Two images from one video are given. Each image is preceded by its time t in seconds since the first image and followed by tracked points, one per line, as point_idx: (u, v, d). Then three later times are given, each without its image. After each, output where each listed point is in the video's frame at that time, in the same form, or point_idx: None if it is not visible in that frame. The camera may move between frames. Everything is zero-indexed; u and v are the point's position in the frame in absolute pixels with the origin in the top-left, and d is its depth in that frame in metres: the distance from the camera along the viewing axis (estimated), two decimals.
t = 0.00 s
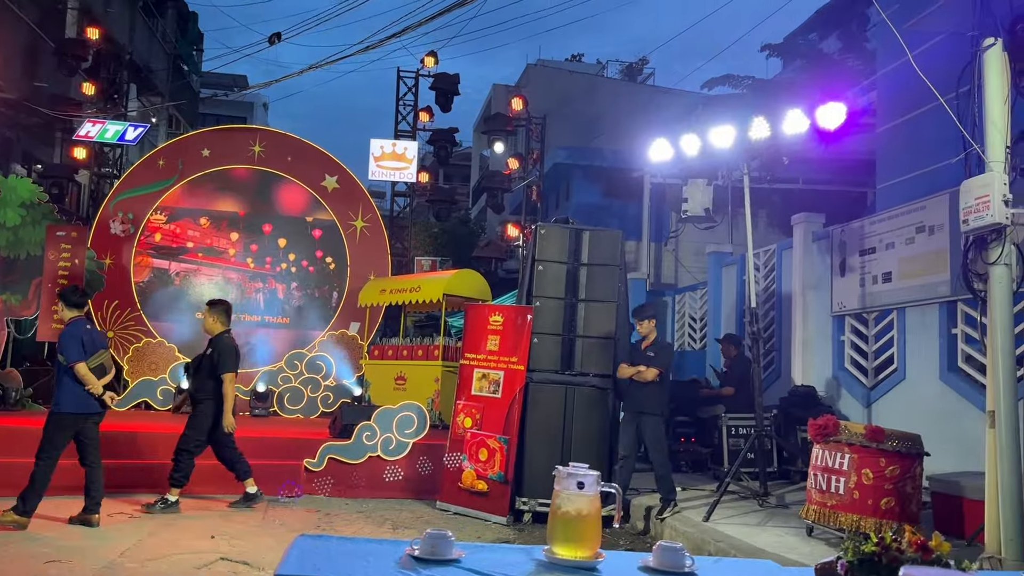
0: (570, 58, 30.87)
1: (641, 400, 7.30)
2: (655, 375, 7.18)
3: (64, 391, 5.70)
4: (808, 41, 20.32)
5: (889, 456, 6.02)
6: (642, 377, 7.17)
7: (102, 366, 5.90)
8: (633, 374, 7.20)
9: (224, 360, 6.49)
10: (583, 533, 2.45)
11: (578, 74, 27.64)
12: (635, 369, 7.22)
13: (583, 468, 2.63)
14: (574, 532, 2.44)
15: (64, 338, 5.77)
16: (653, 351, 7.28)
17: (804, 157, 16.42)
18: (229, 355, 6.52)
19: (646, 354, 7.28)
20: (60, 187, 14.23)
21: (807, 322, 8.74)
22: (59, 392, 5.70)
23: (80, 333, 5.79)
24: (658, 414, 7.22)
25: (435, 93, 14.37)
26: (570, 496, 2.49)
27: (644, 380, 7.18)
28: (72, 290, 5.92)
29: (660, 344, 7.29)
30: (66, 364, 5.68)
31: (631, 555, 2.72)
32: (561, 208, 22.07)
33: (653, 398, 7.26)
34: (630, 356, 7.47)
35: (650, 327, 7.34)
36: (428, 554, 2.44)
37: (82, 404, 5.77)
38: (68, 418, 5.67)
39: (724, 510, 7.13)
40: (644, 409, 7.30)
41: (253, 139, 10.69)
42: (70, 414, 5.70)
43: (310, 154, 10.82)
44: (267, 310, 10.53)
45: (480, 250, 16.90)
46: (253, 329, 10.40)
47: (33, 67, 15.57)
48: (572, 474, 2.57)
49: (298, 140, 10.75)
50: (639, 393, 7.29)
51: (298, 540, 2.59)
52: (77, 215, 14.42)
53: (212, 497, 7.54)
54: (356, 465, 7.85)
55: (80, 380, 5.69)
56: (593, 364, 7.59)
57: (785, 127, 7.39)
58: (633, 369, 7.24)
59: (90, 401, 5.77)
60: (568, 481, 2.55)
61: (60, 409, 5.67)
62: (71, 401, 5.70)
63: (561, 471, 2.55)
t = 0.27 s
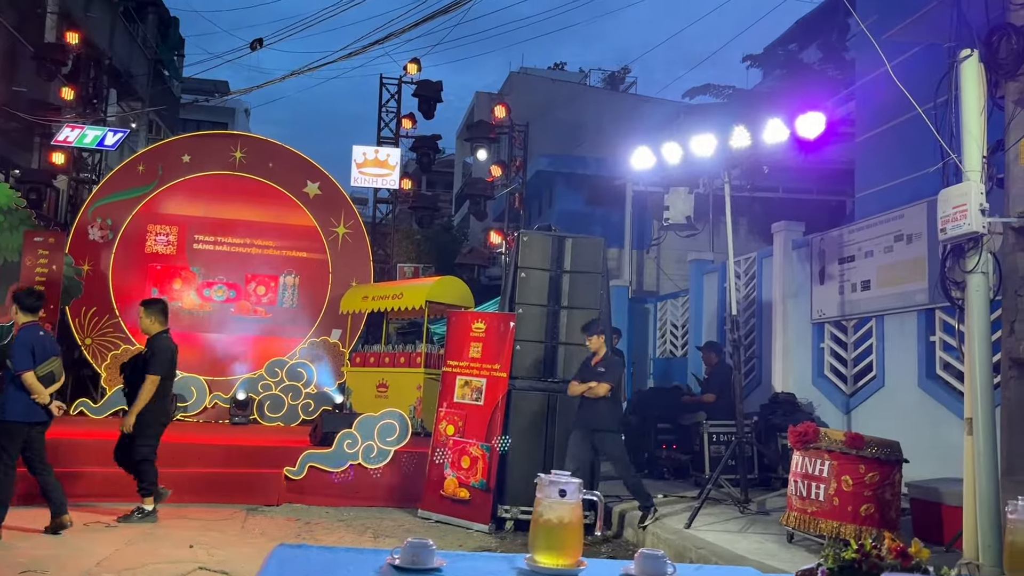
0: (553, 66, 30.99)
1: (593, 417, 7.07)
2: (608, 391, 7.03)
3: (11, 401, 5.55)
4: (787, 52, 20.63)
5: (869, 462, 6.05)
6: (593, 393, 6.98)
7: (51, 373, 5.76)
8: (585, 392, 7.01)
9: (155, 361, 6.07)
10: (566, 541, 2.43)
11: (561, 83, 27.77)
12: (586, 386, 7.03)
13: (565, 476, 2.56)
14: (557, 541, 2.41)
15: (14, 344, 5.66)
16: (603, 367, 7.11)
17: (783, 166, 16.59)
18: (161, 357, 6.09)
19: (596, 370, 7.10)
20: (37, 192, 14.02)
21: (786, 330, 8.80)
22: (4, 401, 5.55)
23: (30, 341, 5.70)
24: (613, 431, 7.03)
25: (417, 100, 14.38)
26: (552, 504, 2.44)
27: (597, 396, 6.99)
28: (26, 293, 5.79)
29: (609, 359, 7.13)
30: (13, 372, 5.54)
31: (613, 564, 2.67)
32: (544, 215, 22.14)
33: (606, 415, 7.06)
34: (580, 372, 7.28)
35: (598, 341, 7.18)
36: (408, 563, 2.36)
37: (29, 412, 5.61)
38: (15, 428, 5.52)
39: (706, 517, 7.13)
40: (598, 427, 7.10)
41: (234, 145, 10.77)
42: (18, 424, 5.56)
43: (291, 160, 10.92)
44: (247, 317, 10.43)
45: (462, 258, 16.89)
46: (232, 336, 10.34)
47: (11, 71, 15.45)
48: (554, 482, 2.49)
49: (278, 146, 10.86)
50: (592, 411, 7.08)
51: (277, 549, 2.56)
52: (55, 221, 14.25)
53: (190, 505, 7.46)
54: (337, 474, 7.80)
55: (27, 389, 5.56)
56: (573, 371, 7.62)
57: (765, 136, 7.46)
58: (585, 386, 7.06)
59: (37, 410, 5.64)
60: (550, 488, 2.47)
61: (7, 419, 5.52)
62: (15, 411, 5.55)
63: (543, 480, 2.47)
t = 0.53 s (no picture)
0: (545, 75, 31.07)
1: (536, 448, 7.08)
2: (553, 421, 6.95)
3: None
4: (777, 61, 20.76)
5: (861, 470, 6.06)
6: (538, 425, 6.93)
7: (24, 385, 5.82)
8: (531, 423, 6.91)
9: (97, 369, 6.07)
10: (560, 551, 2.40)
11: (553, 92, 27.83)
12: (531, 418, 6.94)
13: (557, 486, 2.58)
14: (548, 551, 2.39)
15: None
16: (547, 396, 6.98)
17: (774, 175, 16.66)
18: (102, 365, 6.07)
19: (541, 401, 6.99)
20: (28, 201, 13.93)
21: (778, 338, 8.82)
22: None
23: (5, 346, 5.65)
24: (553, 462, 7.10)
25: (409, 109, 14.40)
26: (544, 515, 2.43)
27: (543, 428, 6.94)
28: None
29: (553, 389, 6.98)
30: None
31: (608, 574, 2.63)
32: (536, 224, 22.14)
33: (547, 446, 7.09)
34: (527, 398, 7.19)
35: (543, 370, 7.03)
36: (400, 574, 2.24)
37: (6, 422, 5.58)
38: None
39: (698, 525, 7.12)
40: (540, 457, 7.12)
41: (226, 153, 10.76)
42: None
43: (283, 169, 10.94)
44: (239, 326, 10.40)
45: (455, 266, 16.87)
46: (224, 346, 10.31)
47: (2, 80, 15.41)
48: (546, 491, 2.52)
49: (271, 155, 10.87)
50: (534, 442, 7.08)
51: (266, 561, 2.55)
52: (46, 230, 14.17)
53: (181, 515, 7.41)
54: (330, 483, 7.76)
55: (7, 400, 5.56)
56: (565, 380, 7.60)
57: (755, 145, 7.47)
58: (531, 418, 6.95)
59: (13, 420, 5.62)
60: (542, 498, 2.50)
61: None
62: None
63: (535, 489, 2.50)
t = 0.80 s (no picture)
0: (552, 81, 31.15)
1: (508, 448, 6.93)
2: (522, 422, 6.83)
3: None
4: (785, 66, 20.73)
5: (871, 476, 6.05)
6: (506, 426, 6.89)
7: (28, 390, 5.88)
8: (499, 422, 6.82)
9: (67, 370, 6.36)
10: (570, 558, 2.40)
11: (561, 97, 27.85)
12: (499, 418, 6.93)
13: (566, 493, 2.58)
14: (559, 557, 2.38)
15: None
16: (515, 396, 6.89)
17: (783, 181, 16.62)
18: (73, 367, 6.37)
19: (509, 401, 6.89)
20: (39, 209, 13.99)
21: (787, 344, 8.80)
22: None
23: (12, 353, 5.65)
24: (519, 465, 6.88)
25: (417, 116, 14.44)
26: (554, 521, 2.43)
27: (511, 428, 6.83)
28: None
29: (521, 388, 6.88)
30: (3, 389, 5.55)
31: None
32: (544, 230, 22.14)
33: (518, 448, 6.90)
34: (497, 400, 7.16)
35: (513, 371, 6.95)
36: None
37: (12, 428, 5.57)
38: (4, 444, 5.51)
39: (707, 531, 7.10)
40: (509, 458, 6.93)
41: (235, 161, 10.82)
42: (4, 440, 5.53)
43: (292, 176, 10.99)
44: (248, 333, 10.44)
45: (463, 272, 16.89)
46: (233, 353, 10.35)
47: (13, 90, 15.58)
48: (555, 498, 2.51)
49: (280, 163, 10.93)
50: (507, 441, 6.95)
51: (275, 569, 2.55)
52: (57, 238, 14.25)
53: (191, 521, 7.44)
54: (339, 489, 7.77)
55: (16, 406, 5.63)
56: (573, 387, 7.59)
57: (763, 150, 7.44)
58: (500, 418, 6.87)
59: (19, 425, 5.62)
60: (552, 506, 2.49)
61: None
62: None
63: (545, 496, 2.49)
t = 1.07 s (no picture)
0: (570, 84, 31.14)
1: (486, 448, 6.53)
2: (495, 422, 6.40)
3: (17, 418, 5.66)
4: (805, 65, 20.57)
5: (897, 478, 5.98)
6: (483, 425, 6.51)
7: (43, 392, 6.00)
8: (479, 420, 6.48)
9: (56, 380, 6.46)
10: (595, 560, 2.42)
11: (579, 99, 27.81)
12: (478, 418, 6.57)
13: (590, 495, 2.60)
14: (584, 559, 2.41)
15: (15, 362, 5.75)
16: (491, 395, 6.52)
17: (805, 181, 16.48)
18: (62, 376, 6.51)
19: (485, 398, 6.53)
20: (65, 216, 14.17)
21: (810, 346, 8.74)
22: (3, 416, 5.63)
23: (35, 357, 5.80)
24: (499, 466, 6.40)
25: (437, 120, 14.48)
26: (579, 523, 2.45)
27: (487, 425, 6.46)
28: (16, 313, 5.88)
29: (496, 386, 6.49)
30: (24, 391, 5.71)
31: None
32: (564, 231, 22.10)
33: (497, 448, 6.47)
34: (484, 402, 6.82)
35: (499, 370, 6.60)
36: None
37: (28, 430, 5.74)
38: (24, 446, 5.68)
39: (730, 534, 7.06)
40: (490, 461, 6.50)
41: (257, 166, 10.91)
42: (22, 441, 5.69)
43: (312, 181, 11.06)
44: (271, 336, 10.51)
45: (483, 275, 16.89)
46: (256, 356, 10.42)
47: (38, 98, 15.83)
48: (580, 500, 2.53)
49: (302, 168, 11.01)
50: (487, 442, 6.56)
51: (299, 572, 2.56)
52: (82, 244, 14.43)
53: (216, 524, 7.49)
54: (361, 492, 7.78)
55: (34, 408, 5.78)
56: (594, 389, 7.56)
57: (785, 150, 7.36)
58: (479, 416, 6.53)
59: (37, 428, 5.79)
60: (576, 507, 2.51)
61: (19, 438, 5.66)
62: (14, 426, 5.65)
63: (570, 498, 2.51)
